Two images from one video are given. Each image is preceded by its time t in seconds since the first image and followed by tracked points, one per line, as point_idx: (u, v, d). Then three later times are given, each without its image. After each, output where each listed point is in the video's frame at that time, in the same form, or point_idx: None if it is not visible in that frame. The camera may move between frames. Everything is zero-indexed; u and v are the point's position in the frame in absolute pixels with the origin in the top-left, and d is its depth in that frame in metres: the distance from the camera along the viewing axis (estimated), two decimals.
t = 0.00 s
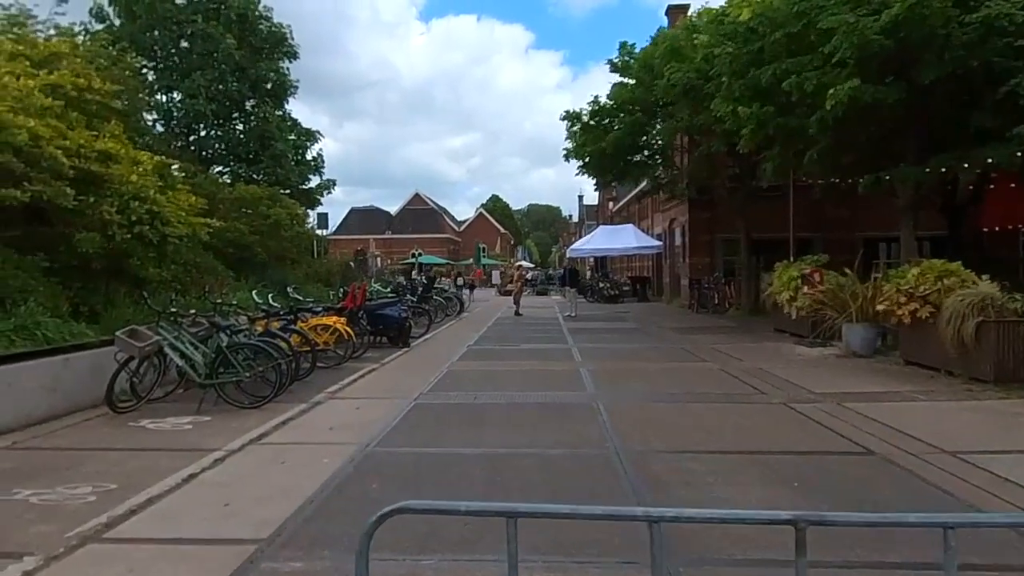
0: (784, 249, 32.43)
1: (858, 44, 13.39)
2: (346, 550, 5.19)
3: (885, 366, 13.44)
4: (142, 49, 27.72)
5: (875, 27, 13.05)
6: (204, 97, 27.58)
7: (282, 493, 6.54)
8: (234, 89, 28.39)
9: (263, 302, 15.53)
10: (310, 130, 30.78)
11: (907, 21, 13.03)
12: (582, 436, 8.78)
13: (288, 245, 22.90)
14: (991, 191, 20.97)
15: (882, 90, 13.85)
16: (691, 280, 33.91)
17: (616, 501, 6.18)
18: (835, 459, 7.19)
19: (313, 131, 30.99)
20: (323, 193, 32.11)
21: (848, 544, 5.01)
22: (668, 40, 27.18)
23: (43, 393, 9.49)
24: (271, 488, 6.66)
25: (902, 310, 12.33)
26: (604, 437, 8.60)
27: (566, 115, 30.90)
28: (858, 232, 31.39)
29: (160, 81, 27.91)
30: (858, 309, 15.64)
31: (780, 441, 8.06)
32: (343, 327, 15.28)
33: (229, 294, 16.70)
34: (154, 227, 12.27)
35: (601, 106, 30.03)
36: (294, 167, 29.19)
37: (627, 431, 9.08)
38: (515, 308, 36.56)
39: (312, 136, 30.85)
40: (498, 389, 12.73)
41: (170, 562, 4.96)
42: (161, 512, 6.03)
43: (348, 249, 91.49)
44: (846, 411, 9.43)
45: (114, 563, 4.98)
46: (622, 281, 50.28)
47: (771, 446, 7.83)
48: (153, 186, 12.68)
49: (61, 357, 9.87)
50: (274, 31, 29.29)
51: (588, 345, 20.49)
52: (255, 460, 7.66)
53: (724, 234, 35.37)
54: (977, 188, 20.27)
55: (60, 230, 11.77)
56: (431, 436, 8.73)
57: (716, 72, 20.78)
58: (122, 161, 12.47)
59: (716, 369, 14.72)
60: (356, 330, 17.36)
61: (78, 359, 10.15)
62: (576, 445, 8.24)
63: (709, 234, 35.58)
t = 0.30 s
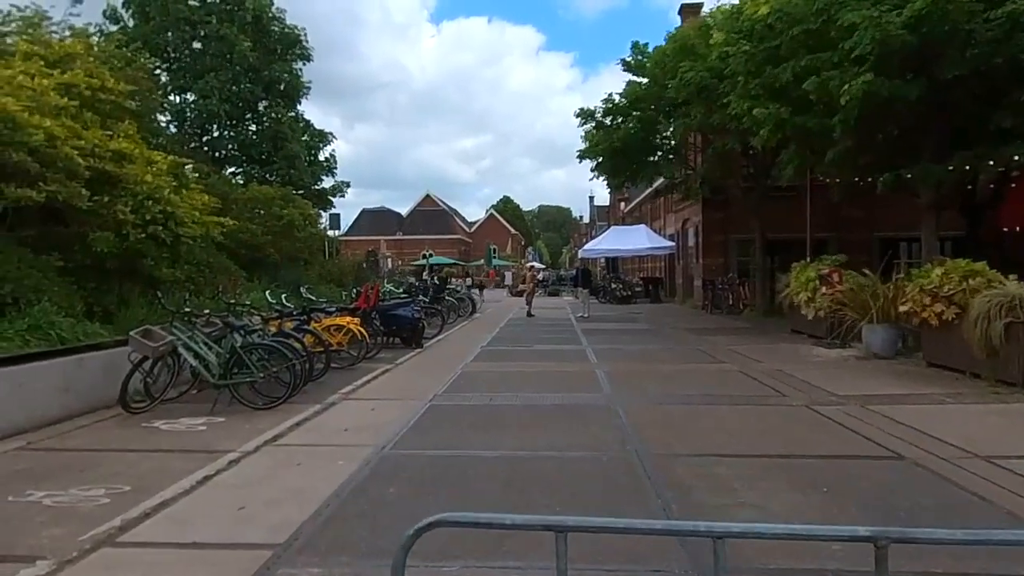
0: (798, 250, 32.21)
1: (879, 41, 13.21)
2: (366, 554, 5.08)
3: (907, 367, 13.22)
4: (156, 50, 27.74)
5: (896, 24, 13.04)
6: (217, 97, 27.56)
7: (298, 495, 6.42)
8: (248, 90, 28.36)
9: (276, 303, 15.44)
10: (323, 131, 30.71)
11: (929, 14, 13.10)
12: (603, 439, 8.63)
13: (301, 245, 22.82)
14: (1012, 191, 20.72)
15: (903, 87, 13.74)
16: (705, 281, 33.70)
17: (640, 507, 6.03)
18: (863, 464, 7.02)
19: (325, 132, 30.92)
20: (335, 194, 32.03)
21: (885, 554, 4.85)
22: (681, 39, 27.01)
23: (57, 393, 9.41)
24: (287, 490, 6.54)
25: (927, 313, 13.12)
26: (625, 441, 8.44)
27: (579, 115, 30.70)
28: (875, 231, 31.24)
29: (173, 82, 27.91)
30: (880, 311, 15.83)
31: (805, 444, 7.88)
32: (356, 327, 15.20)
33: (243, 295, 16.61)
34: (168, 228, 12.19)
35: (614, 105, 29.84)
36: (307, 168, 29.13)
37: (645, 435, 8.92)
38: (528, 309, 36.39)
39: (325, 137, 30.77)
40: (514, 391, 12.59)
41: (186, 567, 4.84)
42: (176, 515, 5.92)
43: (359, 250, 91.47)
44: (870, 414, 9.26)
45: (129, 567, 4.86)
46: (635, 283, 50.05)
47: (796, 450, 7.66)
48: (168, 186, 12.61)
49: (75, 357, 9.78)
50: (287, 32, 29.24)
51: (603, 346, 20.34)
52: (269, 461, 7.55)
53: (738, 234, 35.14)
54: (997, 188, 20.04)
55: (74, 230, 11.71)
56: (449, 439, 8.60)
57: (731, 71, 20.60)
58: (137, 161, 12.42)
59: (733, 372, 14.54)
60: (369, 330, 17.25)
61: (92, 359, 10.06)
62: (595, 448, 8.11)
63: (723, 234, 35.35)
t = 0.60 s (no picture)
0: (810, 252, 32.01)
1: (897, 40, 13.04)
2: (382, 567, 4.95)
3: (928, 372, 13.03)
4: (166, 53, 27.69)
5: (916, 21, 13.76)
6: (227, 99, 27.47)
7: (312, 503, 6.29)
8: (257, 92, 28.28)
9: (286, 306, 15.31)
10: (332, 133, 30.61)
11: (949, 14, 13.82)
12: (621, 446, 8.47)
13: (311, 248, 22.73)
14: None
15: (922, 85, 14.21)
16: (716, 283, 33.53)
17: (661, 518, 5.87)
18: (889, 474, 6.85)
19: (334, 134, 30.81)
20: (345, 196, 31.94)
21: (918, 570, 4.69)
22: (692, 39, 26.80)
23: (68, 396, 9.30)
24: (300, 498, 6.41)
25: (951, 314, 14.00)
26: (644, 448, 8.28)
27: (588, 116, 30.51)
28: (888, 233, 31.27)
29: (183, 84, 27.86)
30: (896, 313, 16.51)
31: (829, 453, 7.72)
32: (367, 330, 15.06)
33: (254, 297, 16.50)
34: (179, 229, 12.08)
35: (625, 105, 29.67)
36: (316, 169, 29.05)
37: (664, 445, 8.74)
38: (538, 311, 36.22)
39: (334, 139, 30.66)
40: (528, 394, 12.43)
41: None
42: (187, 524, 5.80)
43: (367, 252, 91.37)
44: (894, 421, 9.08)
45: None
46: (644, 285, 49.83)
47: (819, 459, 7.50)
48: (178, 188, 12.52)
49: (86, 360, 9.67)
50: (296, 34, 29.14)
51: (615, 349, 20.17)
52: (281, 469, 7.40)
53: (749, 236, 34.94)
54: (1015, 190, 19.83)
55: (84, 232, 11.63)
56: (465, 445, 8.46)
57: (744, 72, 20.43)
58: (147, 162, 12.37)
59: (749, 378, 14.40)
60: (381, 333, 17.12)
61: (103, 361, 9.94)
62: (613, 457, 7.95)
63: (734, 237, 35.16)
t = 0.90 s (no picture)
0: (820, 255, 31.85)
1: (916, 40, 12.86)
2: None
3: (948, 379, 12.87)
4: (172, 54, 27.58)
5: (934, 23, 14.35)
6: (233, 102, 27.36)
7: (325, 515, 6.12)
8: (264, 95, 28.16)
9: (294, 309, 15.17)
10: (338, 135, 30.47)
11: (971, 15, 14.37)
12: (639, 455, 8.33)
13: (318, 250, 22.60)
14: None
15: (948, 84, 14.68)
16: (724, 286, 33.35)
17: (686, 534, 5.70)
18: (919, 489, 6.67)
19: (341, 136, 30.69)
20: (351, 199, 31.80)
21: None
22: (702, 41, 26.59)
23: (74, 401, 9.15)
24: (312, 509, 6.25)
25: (968, 318, 14.13)
26: (661, 458, 8.09)
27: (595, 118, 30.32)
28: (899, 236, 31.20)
29: (190, 86, 27.75)
30: (914, 318, 16.54)
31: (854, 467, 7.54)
32: (376, 334, 14.92)
33: (262, 301, 16.34)
34: (187, 231, 11.93)
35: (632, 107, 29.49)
36: (323, 172, 28.91)
37: (680, 454, 8.56)
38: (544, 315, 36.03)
39: (341, 141, 30.52)
40: (540, 400, 12.27)
41: None
42: (198, 535, 5.64)
43: (372, 255, 91.23)
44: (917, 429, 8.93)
45: None
46: (650, 287, 49.62)
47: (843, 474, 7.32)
48: (186, 189, 12.38)
49: (92, 365, 9.52)
50: (303, 36, 29.02)
51: (624, 353, 19.99)
52: (292, 478, 7.24)
53: (758, 239, 34.75)
54: None
55: (92, 234, 11.49)
56: (480, 452, 8.31)
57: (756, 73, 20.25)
58: (154, 163, 12.22)
59: (764, 385, 14.20)
60: (389, 337, 16.95)
61: (110, 366, 9.79)
62: (630, 467, 7.78)
63: (742, 239, 34.97)
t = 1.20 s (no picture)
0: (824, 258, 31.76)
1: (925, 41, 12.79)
2: None
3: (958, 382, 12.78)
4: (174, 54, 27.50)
5: (946, 23, 14.31)
6: (235, 103, 27.27)
7: (331, 520, 6.02)
8: (266, 96, 28.07)
9: (296, 311, 15.05)
10: (340, 137, 30.37)
11: (979, 16, 14.27)
12: (648, 460, 8.22)
13: (320, 252, 22.50)
14: None
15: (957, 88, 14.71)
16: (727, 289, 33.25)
17: (699, 542, 5.60)
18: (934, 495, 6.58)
19: (343, 137, 30.58)
20: (353, 200, 31.71)
21: None
22: (705, 43, 26.49)
23: (76, 404, 9.05)
24: (318, 514, 6.15)
25: (975, 320, 14.06)
26: (671, 463, 7.99)
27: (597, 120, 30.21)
28: (903, 237, 31.10)
29: (191, 87, 27.67)
30: (921, 320, 16.50)
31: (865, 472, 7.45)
32: (379, 335, 14.81)
33: (265, 303, 16.23)
34: (189, 231, 11.82)
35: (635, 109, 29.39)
36: (324, 173, 28.81)
37: (689, 459, 8.44)
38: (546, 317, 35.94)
39: (342, 143, 30.42)
40: (545, 402, 12.16)
41: None
42: (202, 542, 5.55)
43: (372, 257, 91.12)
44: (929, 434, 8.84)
45: None
46: (653, 289, 49.49)
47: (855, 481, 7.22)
48: (189, 190, 12.28)
49: (93, 368, 9.40)
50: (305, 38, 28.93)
51: (628, 355, 19.90)
52: (296, 483, 7.12)
53: (760, 241, 34.65)
54: None
55: (93, 236, 11.39)
56: (487, 456, 8.21)
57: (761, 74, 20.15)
58: (156, 164, 12.11)
59: (771, 389, 14.11)
60: (392, 339, 16.84)
61: (112, 368, 9.69)
62: (641, 474, 7.65)
63: (745, 241, 34.86)
